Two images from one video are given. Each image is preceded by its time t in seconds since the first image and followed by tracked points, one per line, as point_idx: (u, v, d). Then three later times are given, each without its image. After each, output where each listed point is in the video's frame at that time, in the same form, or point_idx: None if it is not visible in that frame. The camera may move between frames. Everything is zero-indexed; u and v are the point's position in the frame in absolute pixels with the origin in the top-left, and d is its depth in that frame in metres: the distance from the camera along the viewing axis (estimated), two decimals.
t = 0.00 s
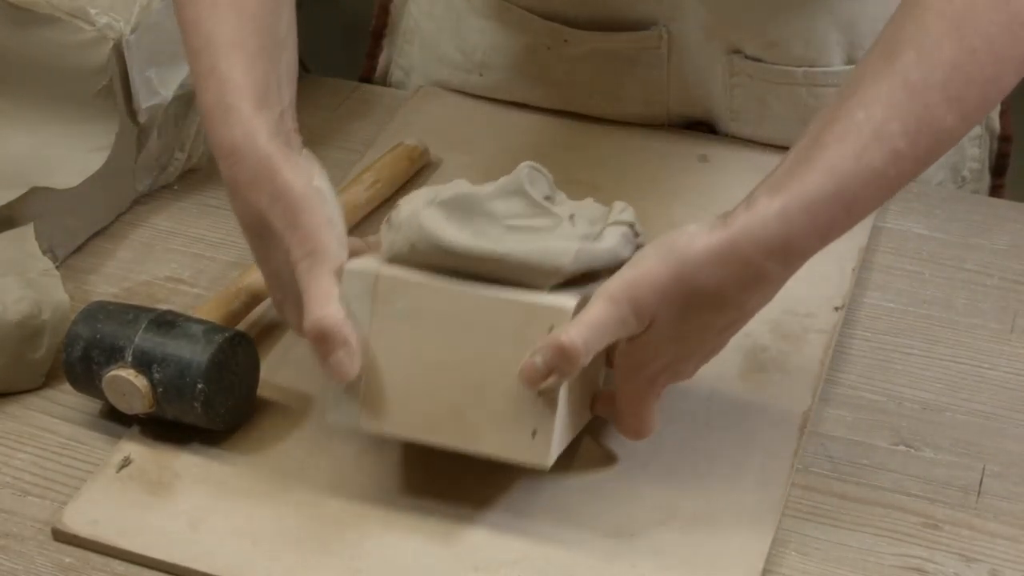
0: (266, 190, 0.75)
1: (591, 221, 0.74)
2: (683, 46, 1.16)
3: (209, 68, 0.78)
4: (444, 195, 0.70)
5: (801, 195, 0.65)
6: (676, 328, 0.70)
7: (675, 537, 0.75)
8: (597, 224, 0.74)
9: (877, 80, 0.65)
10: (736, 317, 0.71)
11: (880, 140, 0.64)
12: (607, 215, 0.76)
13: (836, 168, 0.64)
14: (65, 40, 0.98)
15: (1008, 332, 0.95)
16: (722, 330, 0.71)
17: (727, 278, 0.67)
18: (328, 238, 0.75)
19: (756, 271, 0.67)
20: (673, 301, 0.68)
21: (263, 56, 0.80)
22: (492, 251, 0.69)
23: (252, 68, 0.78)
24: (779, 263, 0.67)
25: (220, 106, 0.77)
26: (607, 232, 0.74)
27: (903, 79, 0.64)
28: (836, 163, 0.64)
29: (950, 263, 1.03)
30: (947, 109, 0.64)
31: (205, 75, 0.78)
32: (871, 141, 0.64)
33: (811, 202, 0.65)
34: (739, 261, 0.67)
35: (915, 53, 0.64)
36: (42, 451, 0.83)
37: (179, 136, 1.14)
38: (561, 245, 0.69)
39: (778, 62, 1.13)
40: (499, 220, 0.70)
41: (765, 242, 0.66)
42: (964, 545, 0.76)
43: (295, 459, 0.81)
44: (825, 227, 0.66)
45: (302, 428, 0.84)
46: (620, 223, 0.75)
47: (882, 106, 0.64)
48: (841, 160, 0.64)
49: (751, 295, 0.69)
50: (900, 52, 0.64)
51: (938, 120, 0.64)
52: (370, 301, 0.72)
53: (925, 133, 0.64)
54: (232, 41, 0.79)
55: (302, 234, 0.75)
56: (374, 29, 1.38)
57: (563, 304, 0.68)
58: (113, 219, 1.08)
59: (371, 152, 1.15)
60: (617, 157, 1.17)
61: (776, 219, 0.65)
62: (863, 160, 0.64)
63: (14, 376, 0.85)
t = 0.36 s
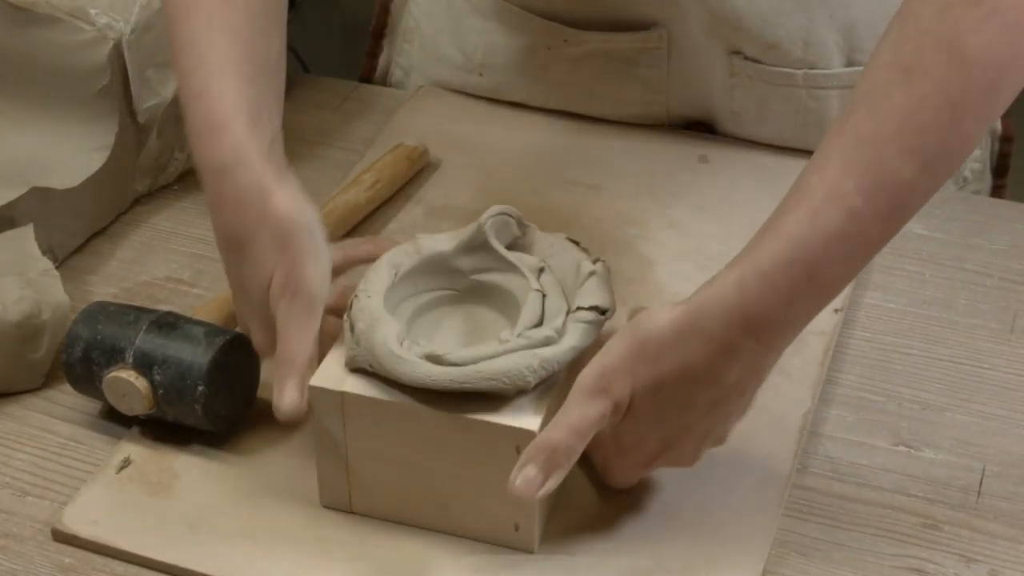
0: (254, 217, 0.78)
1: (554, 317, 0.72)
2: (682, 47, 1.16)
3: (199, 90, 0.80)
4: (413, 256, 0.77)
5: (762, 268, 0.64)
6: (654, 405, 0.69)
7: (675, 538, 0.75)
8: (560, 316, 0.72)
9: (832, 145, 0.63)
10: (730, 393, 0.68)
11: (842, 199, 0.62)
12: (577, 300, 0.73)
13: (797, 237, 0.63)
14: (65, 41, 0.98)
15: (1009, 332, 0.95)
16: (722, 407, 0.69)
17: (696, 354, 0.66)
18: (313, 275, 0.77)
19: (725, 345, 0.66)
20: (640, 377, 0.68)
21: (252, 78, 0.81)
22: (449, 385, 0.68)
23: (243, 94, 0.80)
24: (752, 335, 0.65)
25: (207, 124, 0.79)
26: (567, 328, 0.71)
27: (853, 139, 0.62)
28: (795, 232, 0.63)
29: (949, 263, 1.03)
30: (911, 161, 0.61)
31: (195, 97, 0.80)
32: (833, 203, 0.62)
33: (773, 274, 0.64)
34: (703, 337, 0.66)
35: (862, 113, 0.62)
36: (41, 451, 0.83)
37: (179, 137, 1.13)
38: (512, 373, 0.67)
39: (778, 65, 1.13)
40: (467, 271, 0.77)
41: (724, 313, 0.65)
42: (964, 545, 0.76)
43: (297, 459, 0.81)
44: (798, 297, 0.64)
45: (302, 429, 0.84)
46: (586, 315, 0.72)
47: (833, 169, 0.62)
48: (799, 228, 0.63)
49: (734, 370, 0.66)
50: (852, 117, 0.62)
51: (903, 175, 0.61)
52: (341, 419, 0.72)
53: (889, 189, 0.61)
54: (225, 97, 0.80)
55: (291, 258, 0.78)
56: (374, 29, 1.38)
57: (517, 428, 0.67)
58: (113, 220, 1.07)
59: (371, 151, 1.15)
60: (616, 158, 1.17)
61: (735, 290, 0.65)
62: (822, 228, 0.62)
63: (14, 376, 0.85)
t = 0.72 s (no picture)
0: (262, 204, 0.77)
1: (553, 319, 0.72)
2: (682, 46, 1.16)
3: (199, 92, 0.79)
4: (413, 257, 0.77)
5: (699, 299, 0.67)
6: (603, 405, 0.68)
7: (674, 538, 0.75)
8: (560, 318, 0.72)
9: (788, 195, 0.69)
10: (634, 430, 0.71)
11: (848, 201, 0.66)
12: (578, 301, 0.73)
13: (738, 277, 0.67)
14: (65, 40, 0.98)
15: (1009, 332, 0.95)
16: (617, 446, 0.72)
17: (625, 374, 0.64)
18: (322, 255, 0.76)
19: (660, 378, 0.67)
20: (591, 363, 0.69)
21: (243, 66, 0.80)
22: (449, 386, 0.68)
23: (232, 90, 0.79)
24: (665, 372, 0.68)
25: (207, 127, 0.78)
26: (567, 329, 0.71)
27: (821, 189, 0.67)
28: (738, 271, 0.67)
29: (950, 263, 1.03)
30: (873, 223, 0.66)
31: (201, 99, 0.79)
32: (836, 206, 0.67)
33: (707, 309, 0.67)
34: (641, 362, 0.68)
35: (833, 166, 0.67)
36: (42, 450, 0.83)
37: (181, 136, 1.15)
38: (512, 374, 0.67)
39: (778, 62, 1.13)
40: (468, 271, 0.77)
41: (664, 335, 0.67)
42: (964, 544, 0.76)
43: (296, 459, 0.82)
44: (721, 341, 0.69)
45: (303, 429, 0.84)
46: (586, 316, 0.71)
47: (797, 217, 0.67)
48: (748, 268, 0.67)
49: (638, 403, 0.67)
50: (817, 168, 0.68)
51: (861, 231, 0.67)
52: (340, 418, 0.72)
53: (848, 226, 0.67)
54: (247, 81, 0.79)
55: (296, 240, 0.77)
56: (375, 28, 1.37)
57: (511, 427, 0.67)
58: (113, 219, 1.08)
59: (371, 151, 1.15)
60: (615, 158, 1.17)
61: (699, 305, 0.67)
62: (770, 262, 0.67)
63: (15, 375, 0.85)
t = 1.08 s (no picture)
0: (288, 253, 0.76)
1: (554, 321, 0.72)
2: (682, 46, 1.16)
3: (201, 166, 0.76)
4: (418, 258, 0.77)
5: (662, 281, 0.70)
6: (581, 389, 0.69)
7: (673, 538, 0.75)
8: (561, 320, 0.72)
9: (745, 185, 0.73)
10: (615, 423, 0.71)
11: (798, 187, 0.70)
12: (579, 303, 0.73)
13: (698, 260, 0.70)
14: (66, 40, 0.98)
15: (1008, 332, 0.95)
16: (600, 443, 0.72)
17: (596, 356, 0.66)
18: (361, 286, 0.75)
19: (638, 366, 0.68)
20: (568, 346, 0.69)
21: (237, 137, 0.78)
22: (449, 389, 0.68)
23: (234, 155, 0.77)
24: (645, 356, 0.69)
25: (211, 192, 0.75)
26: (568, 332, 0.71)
27: (774, 176, 0.71)
28: (700, 255, 0.70)
29: (950, 263, 1.03)
30: (824, 208, 0.70)
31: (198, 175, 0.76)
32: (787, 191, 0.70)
33: (672, 292, 0.70)
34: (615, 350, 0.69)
35: (787, 154, 0.71)
36: (42, 450, 0.83)
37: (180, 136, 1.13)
38: (512, 377, 0.67)
39: (778, 57, 1.13)
40: (470, 272, 0.78)
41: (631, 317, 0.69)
42: (964, 544, 0.76)
43: (296, 459, 0.82)
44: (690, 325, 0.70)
45: (302, 429, 0.84)
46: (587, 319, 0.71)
47: (751, 203, 0.71)
48: (709, 253, 0.70)
49: (620, 393, 0.66)
50: (771, 158, 0.72)
51: (813, 214, 0.70)
52: (341, 418, 0.72)
53: (805, 208, 0.70)
54: (241, 181, 0.75)
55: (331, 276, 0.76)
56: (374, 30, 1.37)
57: (505, 427, 0.68)
58: (113, 219, 1.08)
59: (371, 151, 1.15)
60: (615, 158, 1.17)
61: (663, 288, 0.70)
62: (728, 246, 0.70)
63: (15, 375, 0.86)
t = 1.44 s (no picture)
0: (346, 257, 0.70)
1: (553, 321, 0.72)
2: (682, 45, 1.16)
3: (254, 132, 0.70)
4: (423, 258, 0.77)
5: (663, 287, 0.70)
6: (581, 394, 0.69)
7: (673, 537, 0.75)
8: (560, 320, 0.72)
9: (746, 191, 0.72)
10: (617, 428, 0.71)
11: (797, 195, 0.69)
12: (577, 303, 0.72)
13: (697, 268, 0.70)
14: (66, 40, 0.98)
15: (1008, 332, 0.95)
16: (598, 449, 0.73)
17: (596, 359, 0.66)
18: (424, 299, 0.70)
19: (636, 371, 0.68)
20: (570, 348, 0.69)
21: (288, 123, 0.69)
22: (448, 388, 0.68)
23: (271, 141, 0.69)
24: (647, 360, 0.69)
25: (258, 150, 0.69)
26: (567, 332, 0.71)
27: (773, 182, 0.70)
28: (701, 261, 0.70)
29: (950, 264, 1.03)
30: (823, 215, 0.69)
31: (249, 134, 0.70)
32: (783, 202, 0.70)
33: (673, 297, 0.69)
34: (615, 355, 0.69)
35: (785, 161, 0.70)
36: (41, 450, 0.83)
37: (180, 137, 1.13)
38: (511, 377, 0.67)
39: (778, 58, 1.13)
40: (470, 271, 0.78)
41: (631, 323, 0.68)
42: (963, 545, 0.76)
43: (297, 460, 0.81)
44: (691, 331, 0.70)
45: (304, 429, 0.84)
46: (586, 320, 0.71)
47: (750, 209, 0.71)
48: (711, 258, 0.70)
49: (619, 397, 0.66)
50: (771, 164, 0.71)
51: (814, 221, 0.70)
52: (340, 418, 0.72)
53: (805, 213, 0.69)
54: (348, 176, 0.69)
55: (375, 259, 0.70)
56: (373, 31, 1.36)
57: (504, 426, 0.67)
58: (113, 219, 1.08)
59: (371, 151, 1.15)
60: (615, 158, 1.17)
61: (662, 295, 0.69)
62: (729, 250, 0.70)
63: (14, 375, 0.86)
